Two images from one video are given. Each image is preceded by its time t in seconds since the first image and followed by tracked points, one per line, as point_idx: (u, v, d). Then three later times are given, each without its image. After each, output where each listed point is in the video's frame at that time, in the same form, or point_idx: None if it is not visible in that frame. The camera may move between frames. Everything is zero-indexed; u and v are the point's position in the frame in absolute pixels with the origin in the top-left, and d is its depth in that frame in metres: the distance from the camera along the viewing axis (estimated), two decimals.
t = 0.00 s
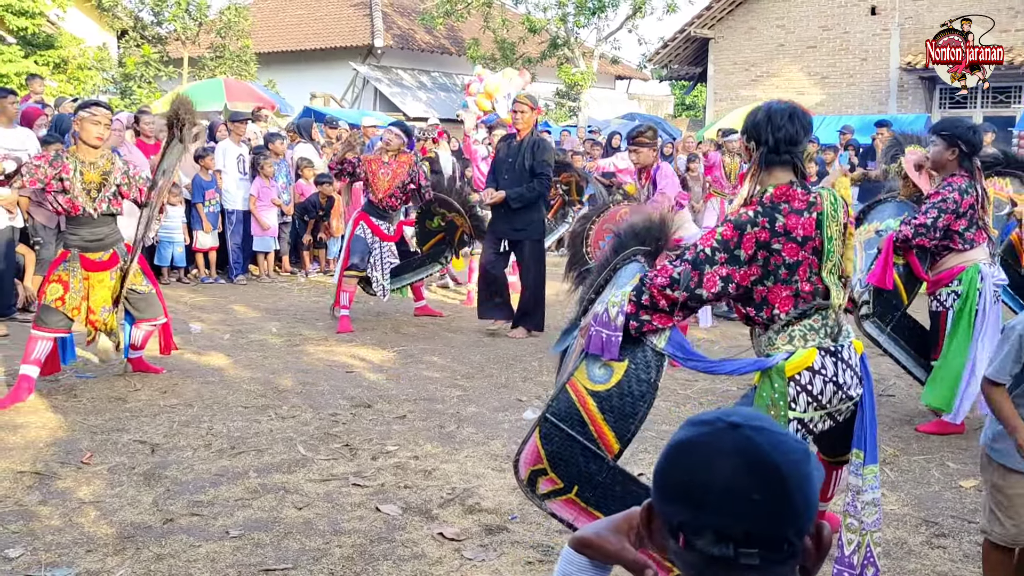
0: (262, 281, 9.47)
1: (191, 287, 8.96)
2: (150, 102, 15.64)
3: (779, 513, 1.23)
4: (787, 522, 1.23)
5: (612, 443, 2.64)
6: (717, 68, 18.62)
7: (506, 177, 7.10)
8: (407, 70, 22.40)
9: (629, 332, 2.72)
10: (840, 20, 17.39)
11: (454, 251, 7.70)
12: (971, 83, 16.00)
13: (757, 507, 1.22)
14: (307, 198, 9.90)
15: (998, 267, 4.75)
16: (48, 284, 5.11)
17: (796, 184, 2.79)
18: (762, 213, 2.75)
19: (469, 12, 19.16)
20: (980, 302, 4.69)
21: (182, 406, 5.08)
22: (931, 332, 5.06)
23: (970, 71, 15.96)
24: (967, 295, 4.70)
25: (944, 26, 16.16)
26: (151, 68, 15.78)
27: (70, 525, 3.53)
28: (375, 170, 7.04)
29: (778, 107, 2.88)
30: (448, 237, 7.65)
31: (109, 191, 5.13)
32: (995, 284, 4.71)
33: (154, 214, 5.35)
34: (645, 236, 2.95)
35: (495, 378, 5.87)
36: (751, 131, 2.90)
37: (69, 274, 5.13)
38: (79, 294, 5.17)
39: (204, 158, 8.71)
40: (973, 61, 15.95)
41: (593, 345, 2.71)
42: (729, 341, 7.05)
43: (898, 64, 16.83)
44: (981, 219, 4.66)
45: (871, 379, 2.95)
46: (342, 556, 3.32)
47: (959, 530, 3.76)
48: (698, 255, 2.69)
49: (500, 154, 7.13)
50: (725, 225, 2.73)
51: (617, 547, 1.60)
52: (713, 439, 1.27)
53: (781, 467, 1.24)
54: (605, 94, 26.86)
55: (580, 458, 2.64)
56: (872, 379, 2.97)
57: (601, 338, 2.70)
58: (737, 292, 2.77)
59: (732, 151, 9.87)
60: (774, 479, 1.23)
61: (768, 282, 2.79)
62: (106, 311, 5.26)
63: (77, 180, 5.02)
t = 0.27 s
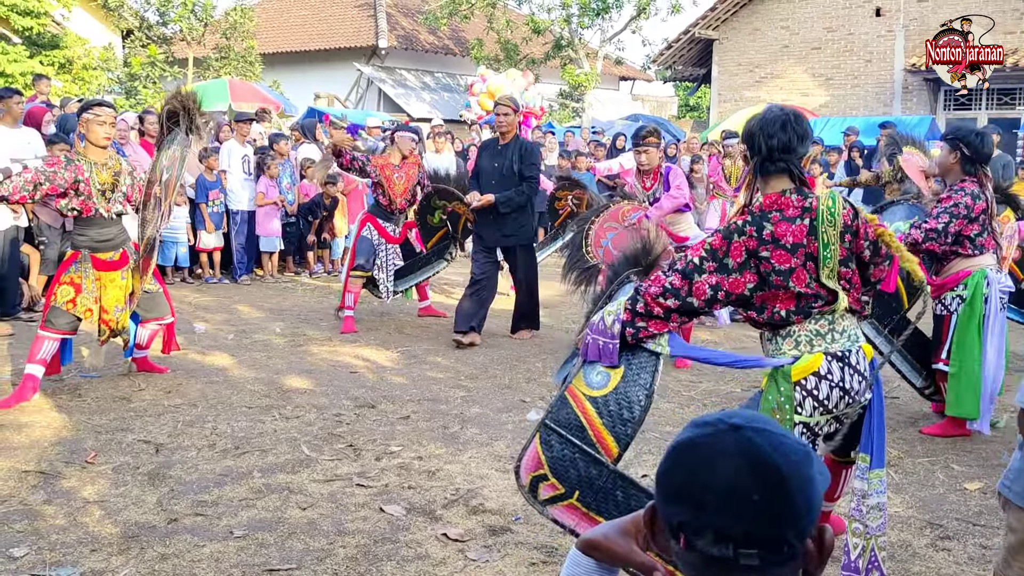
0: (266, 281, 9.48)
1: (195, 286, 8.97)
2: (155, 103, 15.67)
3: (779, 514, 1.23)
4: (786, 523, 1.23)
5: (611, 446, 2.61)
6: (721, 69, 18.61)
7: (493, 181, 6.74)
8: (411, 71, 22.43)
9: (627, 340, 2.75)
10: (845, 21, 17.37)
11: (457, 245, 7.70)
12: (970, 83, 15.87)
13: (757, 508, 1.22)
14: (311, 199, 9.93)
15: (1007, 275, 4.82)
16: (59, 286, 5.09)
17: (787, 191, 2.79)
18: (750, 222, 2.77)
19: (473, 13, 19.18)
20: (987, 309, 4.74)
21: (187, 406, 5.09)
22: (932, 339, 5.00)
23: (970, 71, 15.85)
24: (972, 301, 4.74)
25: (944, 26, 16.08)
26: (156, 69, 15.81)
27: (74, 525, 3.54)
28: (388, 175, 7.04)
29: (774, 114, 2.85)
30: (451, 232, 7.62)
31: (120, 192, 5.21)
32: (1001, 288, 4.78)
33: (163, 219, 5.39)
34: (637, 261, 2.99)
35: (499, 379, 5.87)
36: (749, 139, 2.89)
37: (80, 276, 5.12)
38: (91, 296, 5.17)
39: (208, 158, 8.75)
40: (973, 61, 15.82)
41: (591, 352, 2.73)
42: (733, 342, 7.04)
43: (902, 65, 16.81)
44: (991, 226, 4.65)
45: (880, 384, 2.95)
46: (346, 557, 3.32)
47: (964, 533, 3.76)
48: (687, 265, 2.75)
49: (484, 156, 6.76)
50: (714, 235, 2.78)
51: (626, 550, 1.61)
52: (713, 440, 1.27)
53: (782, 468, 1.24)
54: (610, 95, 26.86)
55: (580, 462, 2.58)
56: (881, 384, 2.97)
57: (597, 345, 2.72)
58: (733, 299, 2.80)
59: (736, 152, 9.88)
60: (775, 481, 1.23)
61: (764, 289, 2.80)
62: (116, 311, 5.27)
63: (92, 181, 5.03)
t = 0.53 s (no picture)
0: (268, 282, 9.49)
1: (198, 287, 8.98)
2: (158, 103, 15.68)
3: (779, 515, 1.22)
4: (786, 523, 1.23)
5: (613, 446, 2.63)
6: (724, 70, 18.59)
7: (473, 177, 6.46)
8: (414, 71, 22.45)
9: (630, 340, 2.78)
10: (848, 22, 17.35)
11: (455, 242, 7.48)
12: (971, 83, 15.99)
13: (757, 509, 1.22)
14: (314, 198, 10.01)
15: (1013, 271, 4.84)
16: (65, 289, 5.11)
17: (783, 193, 2.78)
18: (748, 223, 2.78)
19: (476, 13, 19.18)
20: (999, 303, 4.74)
21: (189, 406, 5.09)
22: (943, 334, 5.00)
23: (970, 71, 15.96)
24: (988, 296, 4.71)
25: (944, 25, 16.17)
26: (159, 69, 15.81)
27: (76, 524, 3.54)
28: (397, 174, 7.09)
29: (775, 115, 2.83)
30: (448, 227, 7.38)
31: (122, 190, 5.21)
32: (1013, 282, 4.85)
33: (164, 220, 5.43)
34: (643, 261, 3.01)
35: (501, 379, 5.87)
36: (750, 148, 2.85)
37: (85, 277, 5.14)
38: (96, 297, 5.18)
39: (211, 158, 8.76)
40: (973, 61, 15.95)
41: (595, 352, 2.78)
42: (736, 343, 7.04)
43: (905, 67, 16.81)
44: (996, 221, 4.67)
45: (887, 384, 2.93)
46: (348, 557, 3.32)
47: (966, 535, 3.75)
48: (688, 266, 2.79)
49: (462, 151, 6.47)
50: (714, 236, 2.80)
51: (628, 552, 1.61)
52: (713, 441, 1.27)
53: (782, 468, 1.24)
54: (612, 96, 26.85)
55: (583, 462, 2.61)
56: (888, 384, 2.95)
57: (601, 345, 2.77)
58: (736, 298, 2.81)
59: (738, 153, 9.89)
60: (775, 482, 1.23)
61: (766, 288, 2.81)
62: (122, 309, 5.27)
63: (94, 181, 5.04)
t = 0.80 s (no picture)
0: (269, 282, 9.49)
1: (199, 287, 8.98)
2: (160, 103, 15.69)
3: (795, 514, 1.23)
4: (801, 522, 1.24)
5: (618, 444, 2.60)
6: (725, 71, 18.59)
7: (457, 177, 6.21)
8: (415, 72, 22.47)
9: (638, 332, 2.75)
10: (849, 23, 17.35)
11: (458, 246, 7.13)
12: (971, 83, 15.80)
13: (774, 510, 1.22)
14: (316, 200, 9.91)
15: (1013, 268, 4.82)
16: (58, 282, 5.15)
17: (798, 189, 2.77)
18: (762, 216, 2.76)
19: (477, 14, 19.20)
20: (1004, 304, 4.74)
21: (190, 406, 5.10)
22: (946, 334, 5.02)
23: (970, 71, 15.89)
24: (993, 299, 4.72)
25: (944, 26, 16.17)
26: (161, 69, 15.83)
27: (77, 524, 3.54)
28: (396, 175, 7.19)
29: (783, 118, 2.77)
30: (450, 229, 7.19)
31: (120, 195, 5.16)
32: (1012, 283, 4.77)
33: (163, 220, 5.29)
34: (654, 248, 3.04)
35: (502, 379, 5.87)
36: (766, 153, 2.78)
37: (79, 275, 5.18)
38: (86, 295, 5.21)
39: (211, 158, 8.81)
40: (973, 61, 15.93)
41: (604, 345, 2.75)
42: (737, 344, 7.04)
43: (906, 68, 16.81)
44: (994, 219, 4.66)
45: (884, 383, 2.93)
46: (348, 557, 3.33)
47: (967, 535, 3.75)
48: (699, 255, 2.73)
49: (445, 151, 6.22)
50: (727, 227, 2.76)
51: (629, 552, 1.59)
52: (724, 441, 1.27)
53: (795, 468, 1.24)
54: (613, 96, 26.87)
55: (587, 458, 2.58)
56: (885, 384, 2.96)
57: (610, 338, 2.73)
58: (740, 292, 2.80)
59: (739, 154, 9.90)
60: (790, 482, 1.23)
61: (770, 283, 2.81)
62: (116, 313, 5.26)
63: (89, 184, 5.04)
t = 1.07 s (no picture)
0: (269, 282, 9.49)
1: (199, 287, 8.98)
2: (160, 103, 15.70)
3: (803, 515, 1.24)
4: (808, 523, 1.25)
5: (629, 439, 2.60)
6: (725, 71, 18.59)
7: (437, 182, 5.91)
8: (415, 72, 22.48)
9: (651, 323, 2.73)
10: (849, 24, 17.35)
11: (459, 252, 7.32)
12: (971, 83, 15.95)
13: (784, 513, 1.23)
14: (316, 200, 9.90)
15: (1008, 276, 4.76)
16: (59, 286, 5.13)
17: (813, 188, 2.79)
18: (779, 208, 2.75)
19: (477, 14, 19.19)
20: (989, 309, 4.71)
21: (190, 406, 5.10)
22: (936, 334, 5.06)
23: (970, 71, 15.94)
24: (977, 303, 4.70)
25: (944, 25, 16.17)
26: (161, 69, 15.83)
27: (77, 525, 3.54)
28: (393, 176, 7.15)
29: (800, 114, 2.80)
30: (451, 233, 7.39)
31: (111, 192, 5.10)
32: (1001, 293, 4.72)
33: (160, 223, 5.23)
34: (674, 231, 2.98)
35: (502, 380, 5.87)
36: (784, 150, 2.78)
37: (75, 275, 5.15)
38: (87, 295, 5.18)
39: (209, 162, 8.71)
40: (973, 61, 15.94)
41: (618, 338, 2.70)
42: (736, 345, 7.05)
43: (906, 68, 16.81)
44: (988, 227, 4.64)
45: (880, 384, 2.94)
46: (348, 557, 3.33)
47: (966, 536, 3.75)
48: (716, 242, 2.69)
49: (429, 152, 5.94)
50: (743, 216, 2.73)
51: (628, 553, 1.59)
52: (730, 444, 1.27)
53: (800, 468, 1.25)
54: (613, 97, 26.88)
55: (597, 451, 2.59)
56: (880, 385, 2.96)
57: (624, 330, 2.70)
58: (749, 284, 2.76)
59: (738, 154, 9.90)
60: (797, 485, 1.24)
61: (779, 279, 2.78)
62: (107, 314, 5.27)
63: (79, 179, 5.06)
